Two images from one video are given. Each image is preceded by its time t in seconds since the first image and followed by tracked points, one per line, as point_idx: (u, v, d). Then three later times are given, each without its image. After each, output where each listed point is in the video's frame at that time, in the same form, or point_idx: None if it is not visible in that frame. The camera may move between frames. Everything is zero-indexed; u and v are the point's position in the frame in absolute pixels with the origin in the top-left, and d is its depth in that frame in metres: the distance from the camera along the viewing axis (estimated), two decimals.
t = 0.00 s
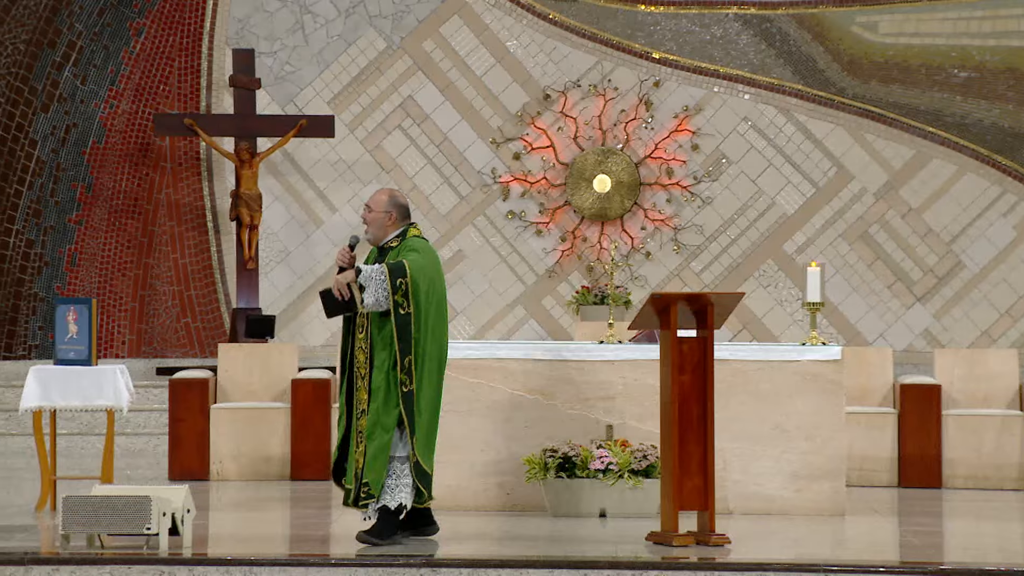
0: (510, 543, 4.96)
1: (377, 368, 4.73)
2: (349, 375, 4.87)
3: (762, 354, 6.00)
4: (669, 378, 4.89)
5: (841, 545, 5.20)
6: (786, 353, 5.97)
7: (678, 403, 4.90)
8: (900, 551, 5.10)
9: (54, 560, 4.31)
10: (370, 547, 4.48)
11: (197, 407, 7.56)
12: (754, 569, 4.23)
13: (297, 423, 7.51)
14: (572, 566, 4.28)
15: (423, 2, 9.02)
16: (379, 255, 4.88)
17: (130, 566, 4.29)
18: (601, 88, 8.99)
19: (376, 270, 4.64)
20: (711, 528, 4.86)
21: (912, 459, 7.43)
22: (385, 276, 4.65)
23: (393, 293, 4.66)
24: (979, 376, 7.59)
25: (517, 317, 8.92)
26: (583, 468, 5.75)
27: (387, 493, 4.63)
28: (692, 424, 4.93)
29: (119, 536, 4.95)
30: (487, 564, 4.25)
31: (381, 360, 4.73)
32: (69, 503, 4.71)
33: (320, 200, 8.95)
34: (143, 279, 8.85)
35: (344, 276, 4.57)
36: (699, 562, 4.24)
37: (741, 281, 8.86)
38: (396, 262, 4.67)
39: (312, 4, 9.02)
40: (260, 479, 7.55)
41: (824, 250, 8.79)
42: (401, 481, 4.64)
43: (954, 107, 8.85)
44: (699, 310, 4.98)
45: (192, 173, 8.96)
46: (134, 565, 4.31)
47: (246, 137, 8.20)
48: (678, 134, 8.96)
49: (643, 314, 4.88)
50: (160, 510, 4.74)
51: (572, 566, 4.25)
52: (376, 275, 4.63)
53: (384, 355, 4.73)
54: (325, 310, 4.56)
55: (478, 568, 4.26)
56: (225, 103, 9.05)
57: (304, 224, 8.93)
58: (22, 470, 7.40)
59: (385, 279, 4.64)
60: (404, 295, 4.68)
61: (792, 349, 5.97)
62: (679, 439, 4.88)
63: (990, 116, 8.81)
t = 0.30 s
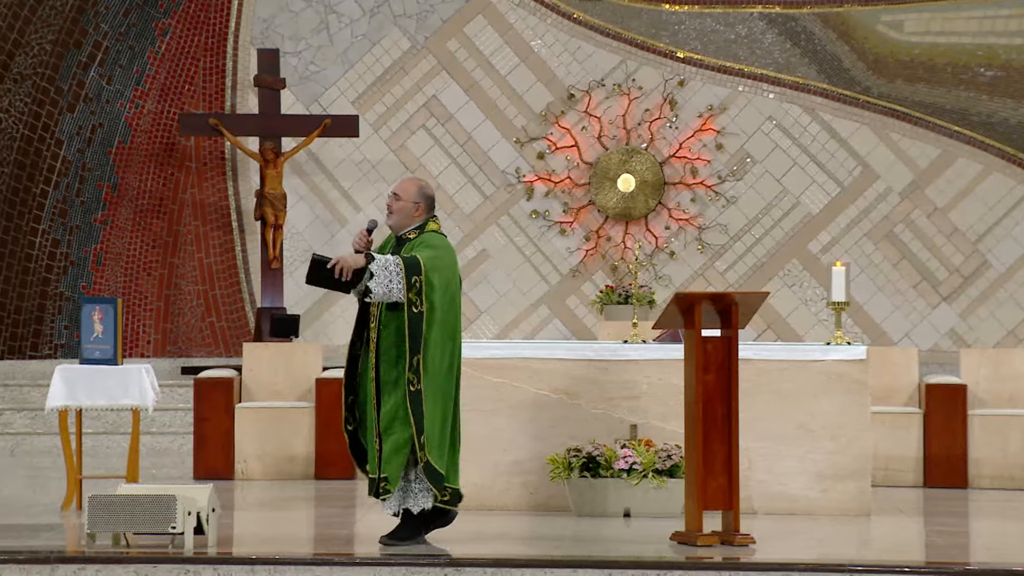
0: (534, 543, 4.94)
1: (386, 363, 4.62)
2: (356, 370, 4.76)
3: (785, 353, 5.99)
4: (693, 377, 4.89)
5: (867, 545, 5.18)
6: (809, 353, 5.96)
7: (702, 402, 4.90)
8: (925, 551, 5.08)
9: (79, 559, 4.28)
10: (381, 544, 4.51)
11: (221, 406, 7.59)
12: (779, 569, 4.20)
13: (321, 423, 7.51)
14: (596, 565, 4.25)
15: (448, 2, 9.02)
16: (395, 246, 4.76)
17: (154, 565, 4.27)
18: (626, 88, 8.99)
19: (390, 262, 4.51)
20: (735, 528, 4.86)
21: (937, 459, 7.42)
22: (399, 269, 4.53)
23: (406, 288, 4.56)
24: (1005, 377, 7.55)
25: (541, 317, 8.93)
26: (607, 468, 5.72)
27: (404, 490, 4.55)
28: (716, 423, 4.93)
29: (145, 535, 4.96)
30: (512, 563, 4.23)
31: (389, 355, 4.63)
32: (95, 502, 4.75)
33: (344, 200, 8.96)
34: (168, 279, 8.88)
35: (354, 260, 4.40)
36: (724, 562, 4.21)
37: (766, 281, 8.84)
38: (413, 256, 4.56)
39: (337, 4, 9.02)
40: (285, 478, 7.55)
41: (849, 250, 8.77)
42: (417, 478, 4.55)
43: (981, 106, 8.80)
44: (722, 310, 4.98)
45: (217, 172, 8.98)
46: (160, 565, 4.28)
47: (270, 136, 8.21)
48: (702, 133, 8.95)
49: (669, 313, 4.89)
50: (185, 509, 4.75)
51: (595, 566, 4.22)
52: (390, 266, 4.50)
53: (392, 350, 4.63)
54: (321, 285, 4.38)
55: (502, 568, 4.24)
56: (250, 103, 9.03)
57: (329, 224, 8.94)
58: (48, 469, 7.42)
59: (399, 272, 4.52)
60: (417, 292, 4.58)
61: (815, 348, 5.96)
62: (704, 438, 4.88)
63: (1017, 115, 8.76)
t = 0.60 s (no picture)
0: (552, 543, 4.92)
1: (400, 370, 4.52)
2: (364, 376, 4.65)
3: (804, 352, 5.98)
4: (711, 377, 4.88)
5: (887, 545, 5.16)
6: (828, 352, 5.95)
7: (721, 401, 4.89)
8: (944, 551, 5.05)
9: (100, 558, 4.23)
10: (396, 543, 4.43)
11: (240, 405, 7.60)
12: (798, 569, 4.16)
13: (341, 421, 7.50)
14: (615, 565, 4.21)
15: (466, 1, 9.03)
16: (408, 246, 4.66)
17: (172, 564, 4.23)
18: (644, 86, 8.99)
19: (404, 273, 4.43)
20: (754, 527, 4.84)
21: (957, 460, 7.39)
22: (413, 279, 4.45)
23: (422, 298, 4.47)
24: None
25: (559, 315, 8.93)
26: (625, 467, 5.70)
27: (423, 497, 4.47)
28: (734, 423, 4.91)
29: (163, 535, 4.96)
30: (530, 563, 4.20)
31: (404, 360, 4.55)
32: (114, 501, 4.75)
33: (363, 199, 8.98)
34: (187, 278, 8.90)
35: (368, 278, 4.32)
36: (743, 561, 4.18)
37: (784, 280, 8.83)
38: (424, 265, 4.46)
39: (355, 3, 9.03)
40: (303, 477, 7.57)
41: (868, 249, 8.75)
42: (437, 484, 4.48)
43: (1001, 105, 8.79)
44: (741, 309, 4.97)
45: (236, 171, 9.00)
46: (179, 563, 4.23)
47: (289, 135, 8.22)
48: (721, 132, 8.95)
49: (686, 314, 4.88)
50: (204, 508, 4.75)
51: (614, 565, 4.17)
52: (404, 278, 4.42)
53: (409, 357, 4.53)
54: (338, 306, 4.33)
55: (520, 566, 4.21)
56: (269, 102, 9.08)
57: (347, 223, 8.97)
58: (67, 468, 7.40)
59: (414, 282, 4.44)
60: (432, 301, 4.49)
61: (834, 348, 5.95)
62: (722, 437, 4.86)
63: None
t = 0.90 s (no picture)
0: (566, 541, 4.91)
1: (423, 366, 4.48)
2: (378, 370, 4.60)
3: (818, 351, 5.97)
4: (724, 376, 4.88)
5: (902, 544, 5.15)
6: (842, 350, 5.94)
7: (735, 400, 4.88)
8: (959, 550, 5.03)
9: (115, 556, 4.23)
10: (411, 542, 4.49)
11: (254, 404, 7.60)
12: (812, 568, 4.14)
13: (354, 419, 7.51)
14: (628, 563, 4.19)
15: None
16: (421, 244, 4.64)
17: (187, 562, 4.23)
18: (658, 85, 8.98)
19: (432, 271, 4.41)
20: (768, 526, 4.83)
21: (970, 459, 7.37)
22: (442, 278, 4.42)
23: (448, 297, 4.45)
24: None
25: (573, 314, 8.94)
26: (638, 466, 5.69)
27: (435, 494, 4.43)
28: (748, 422, 4.90)
29: (177, 532, 4.96)
30: (543, 562, 4.19)
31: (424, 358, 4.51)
32: (128, 498, 4.74)
33: (376, 198, 8.99)
34: (201, 276, 8.94)
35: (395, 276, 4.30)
36: (757, 560, 4.16)
37: (798, 279, 8.82)
38: (452, 264, 4.44)
39: (369, 2, 9.04)
40: (317, 475, 7.57)
41: (883, 248, 8.74)
42: (450, 483, 4.44)
43: (1016, 103, 8.77)
44: (755, 308, 4.96)
45: (250, 170, 9.03)
46: (193, 561, 4.23)
47: (303, 134, 8.23)
48: (735, 131, 8.95)
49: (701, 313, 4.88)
50: (219, 506, 4.76)
51: (628, 564, 4.16)
52: (433, 276, 4.40)
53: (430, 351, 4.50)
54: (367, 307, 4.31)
55: (533, 564, 4.20)
56: (283, 101, 9.11)
57: (361, 222, 8.98)
58: (82, 466, 7.40)
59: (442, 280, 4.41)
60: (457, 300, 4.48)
61: (848, 346, 5.94)
62: (736, 436, 4.85)
63: None
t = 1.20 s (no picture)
0: (578, 537, 4.91)
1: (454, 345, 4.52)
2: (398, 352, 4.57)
3: (832, 348, 5.97)
4: (737, 373, 4.88)
5: (915, 541, 5.14)
6: (855, 348, 5.93)
7: (747, 397, 4.88)
8: (973, 547, 5.03)
9: (128, 553, 4.23)
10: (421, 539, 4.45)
11: (267, 400, 7.61)
12: (827, 564, 4.13)
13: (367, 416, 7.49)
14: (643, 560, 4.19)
15: None
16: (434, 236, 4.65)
17: (200, 558, 4.22)
18: (671, 82, 8.98)
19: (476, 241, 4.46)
20: (781, 523, 4.80)
21: (984, 456, 7.37)
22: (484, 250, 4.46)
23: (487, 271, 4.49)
24: None
25: (586, 311, 8.94)
26: (651, 463, 5.68)
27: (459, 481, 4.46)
28: (761, 419, 4.91)
29: (191, 529, 4.99)
30: (557, 558, 4.18)
31: (453, 339, 4.53)
32: (141, 494, 4.75)
33: (389, 195, 9.00)
34: (214, 273, 8.96)
35: (439, 239, 4.41)
36: (771, 557, 4.15)
37: (811, 276, 8.81)
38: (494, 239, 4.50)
39: None
40: (330, 472, 7.57)
41: (896, 245, 8.72)
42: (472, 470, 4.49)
43: None
44: (768, 305, 4.96)
45: (263, 167, 9.05)
46: (207, 558, 4.21)
47: (315, 131, 8.23)
48: (748, 127, 8.93)
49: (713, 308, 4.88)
50: (232, 502, 4.77)
51: (641, 560, 4.15)
52: (478, 244, 4.45)
53: (463, 333, 4.54)
54: (412, 267, 4.40)
55: (546, 562, 4.19)
56: (296, 99, 9.10)
57: (373, 219, 8.97)
58: (95, 463, 7.41)
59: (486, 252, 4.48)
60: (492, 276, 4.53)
61: (861, 343, 5.92)
62: (749, 432, 4.86)
63: None
